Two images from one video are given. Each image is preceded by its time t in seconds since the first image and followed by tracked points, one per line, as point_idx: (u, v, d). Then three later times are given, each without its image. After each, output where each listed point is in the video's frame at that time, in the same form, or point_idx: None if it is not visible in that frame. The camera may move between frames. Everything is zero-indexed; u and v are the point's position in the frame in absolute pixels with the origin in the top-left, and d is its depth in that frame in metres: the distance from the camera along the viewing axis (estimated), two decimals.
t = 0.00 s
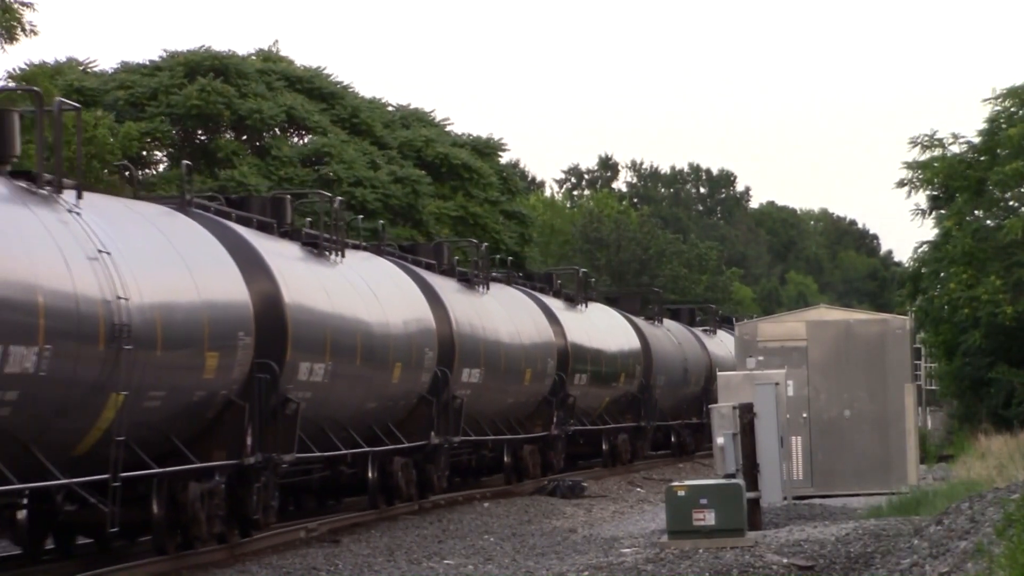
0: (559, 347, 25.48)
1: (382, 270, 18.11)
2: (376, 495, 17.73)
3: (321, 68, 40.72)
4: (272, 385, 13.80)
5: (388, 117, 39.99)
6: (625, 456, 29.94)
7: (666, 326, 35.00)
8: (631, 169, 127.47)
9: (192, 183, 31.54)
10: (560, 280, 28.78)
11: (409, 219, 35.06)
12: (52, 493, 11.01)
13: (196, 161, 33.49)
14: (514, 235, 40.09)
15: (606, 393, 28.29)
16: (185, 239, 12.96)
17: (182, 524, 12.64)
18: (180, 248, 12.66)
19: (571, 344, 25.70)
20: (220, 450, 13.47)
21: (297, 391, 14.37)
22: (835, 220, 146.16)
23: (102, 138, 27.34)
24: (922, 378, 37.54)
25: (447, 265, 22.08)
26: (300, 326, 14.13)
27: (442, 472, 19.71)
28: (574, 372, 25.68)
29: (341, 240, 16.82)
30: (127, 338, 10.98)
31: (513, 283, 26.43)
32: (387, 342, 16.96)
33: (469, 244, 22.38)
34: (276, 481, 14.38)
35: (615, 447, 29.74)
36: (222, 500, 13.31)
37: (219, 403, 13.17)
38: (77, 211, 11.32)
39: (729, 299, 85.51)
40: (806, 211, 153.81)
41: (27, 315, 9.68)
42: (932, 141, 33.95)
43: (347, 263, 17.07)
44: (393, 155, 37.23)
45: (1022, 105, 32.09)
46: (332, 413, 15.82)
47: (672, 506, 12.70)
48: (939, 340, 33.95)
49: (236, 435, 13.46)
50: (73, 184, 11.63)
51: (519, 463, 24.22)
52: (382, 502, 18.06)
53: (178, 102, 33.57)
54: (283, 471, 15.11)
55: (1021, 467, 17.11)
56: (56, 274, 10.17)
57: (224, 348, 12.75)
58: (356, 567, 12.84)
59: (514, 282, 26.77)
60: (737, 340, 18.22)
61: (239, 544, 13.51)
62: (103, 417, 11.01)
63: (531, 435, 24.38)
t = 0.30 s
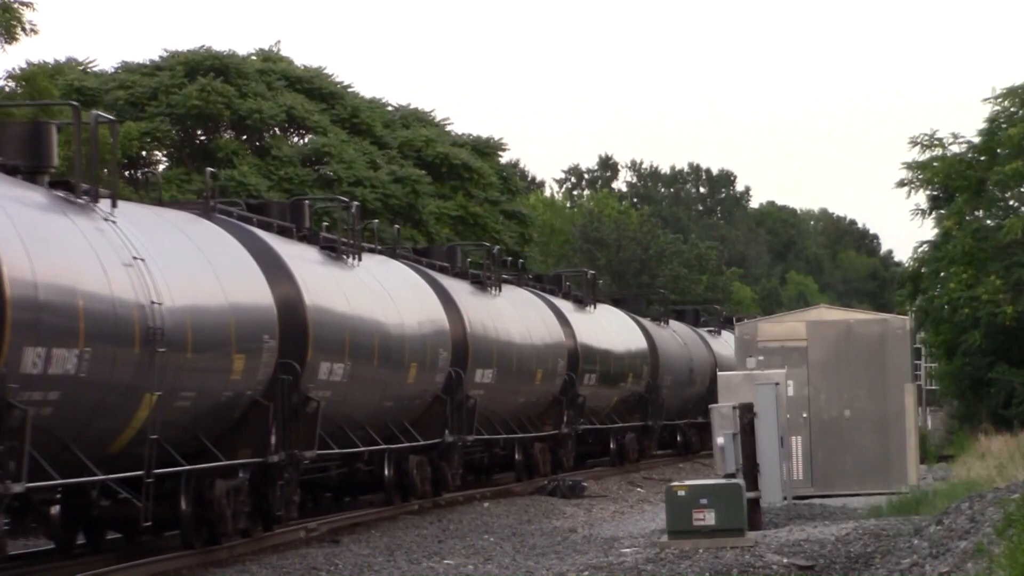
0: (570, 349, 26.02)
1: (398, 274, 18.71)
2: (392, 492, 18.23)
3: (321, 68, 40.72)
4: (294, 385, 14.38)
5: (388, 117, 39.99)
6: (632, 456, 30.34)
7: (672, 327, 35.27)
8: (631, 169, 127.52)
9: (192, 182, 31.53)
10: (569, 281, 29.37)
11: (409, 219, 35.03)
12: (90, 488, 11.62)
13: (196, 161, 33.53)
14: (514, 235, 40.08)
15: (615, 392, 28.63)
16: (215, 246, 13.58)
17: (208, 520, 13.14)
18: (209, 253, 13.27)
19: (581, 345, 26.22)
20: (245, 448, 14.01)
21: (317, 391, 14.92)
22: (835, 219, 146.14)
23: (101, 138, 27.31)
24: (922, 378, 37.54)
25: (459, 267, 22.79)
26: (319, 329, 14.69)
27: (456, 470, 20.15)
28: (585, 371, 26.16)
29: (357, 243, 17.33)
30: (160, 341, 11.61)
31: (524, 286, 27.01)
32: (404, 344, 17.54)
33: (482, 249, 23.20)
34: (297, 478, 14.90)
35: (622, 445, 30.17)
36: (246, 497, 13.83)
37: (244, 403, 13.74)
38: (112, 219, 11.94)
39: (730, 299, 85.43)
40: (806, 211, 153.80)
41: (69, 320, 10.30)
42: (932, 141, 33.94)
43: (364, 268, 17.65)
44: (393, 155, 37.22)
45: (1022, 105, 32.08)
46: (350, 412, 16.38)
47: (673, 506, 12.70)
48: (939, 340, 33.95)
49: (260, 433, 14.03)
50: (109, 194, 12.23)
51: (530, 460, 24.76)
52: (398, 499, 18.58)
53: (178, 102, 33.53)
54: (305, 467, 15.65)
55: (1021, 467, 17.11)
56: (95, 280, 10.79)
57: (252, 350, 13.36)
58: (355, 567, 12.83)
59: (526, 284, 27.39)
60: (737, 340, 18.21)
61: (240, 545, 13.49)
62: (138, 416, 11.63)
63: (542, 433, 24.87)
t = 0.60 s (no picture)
0: (579, 349, 26.68)
1: (412, 276, 19.39)
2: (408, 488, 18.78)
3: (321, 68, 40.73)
4: (315, 385, 15.02)
5: (388, 117, 39.99)
6: (640, 453, 30.88)
7: (677, 328, 35.80)
8: (631, 169, 127.58)
9: (192, 182, 31.52)
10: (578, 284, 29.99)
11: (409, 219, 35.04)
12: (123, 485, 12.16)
13: (196, 162, 33.52)
14: (514, 235, 40.08)
15: (622, 392, 29.16)
16: (239, 251, 14.17)
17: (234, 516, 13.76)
18: (234, 258, 13.85)
19: (590, 346, 26.88)
20: (269, 446, 14.67)
21: (337, 391, 15.56)
22: (835, 220, 146.17)
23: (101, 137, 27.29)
24: (922, 378, 37.58)
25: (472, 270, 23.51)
26: (339, 330, 15.35)
27: (470, 468, 20.76)
28: (593, 373, 26.87)
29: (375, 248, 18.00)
30: (191, 343, 12.15)
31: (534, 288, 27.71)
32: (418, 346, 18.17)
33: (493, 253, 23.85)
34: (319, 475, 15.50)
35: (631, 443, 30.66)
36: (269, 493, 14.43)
37: (268, 403, 14.37)
38: (142, 227, 12.48)
39: (730, 298, 85.39)
40: (806, 211, 153.80)
41: (106, 323, 10.75)
42: (932, 141, 33.94)
43: (380, 271, 18.30)
44: (394, 155, 37.23)
45: (1021, 105, 32.07)
46: (368, 412, 17.02)
47: (673, 506, 12.70)
48: (939, 340, 33.96)
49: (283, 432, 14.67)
50: (139, 202, 12.83)
51: (541, 459, 25.31)
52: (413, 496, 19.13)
53: (177, 102, 33.46)
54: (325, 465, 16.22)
55: (1021, 467, 17.12)
56: (129, 285, 11.28)
57: (274, 351, 13.95)
58: (355, 567, 12.83)
59: (535, 287, 28.00)
60: (737, 340, 18.20)
61: (240, 545, 13.48)
62: (167, 415, 12.15)
63: (552, 432, 25.47)
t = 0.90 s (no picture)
0: (588, 350, 27.42)
1: (426, 279, 20.12)
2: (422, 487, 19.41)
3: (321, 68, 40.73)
4: (335, 385, 15.75)
5: (388, 117, 39.99)
6: (647, 453, 31.58)
7: (683, 329, 36.50)
8: (631, 169, 127.62)
9: (192, 182, 31.51)
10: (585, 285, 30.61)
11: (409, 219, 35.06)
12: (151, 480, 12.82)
13: (195, 162, 33.50)
14: (514, 235, 40.07)
15: (630, 392, 29.69)
16: (263, 256, 14.90)
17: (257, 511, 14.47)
18: (257, 262, 14.57)
19: (598, 346, 27.62)
20: (290, 444, 15.37)
21: (355, 391, 16.28)
22: (835, 220, 146.23)
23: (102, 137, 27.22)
24: (922, 378, 37.59)
25: (484, 273, 24.24)
26: (358, 333, 16.09)
27: (481, 466, 21.58)
28: (601, 373, 27.55)
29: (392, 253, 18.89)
30: (217, 344, 12.87)
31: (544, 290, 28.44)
32: (432, 347, 18.90)
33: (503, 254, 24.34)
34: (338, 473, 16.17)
35: (637, 443, 31.45)
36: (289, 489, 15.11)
37: (289, 401, 15.07)
38: (171, 233, 13.21)
39: (730, 299, 85.34)
40: (806, 211, 153.83)
41: (138, 326, 11.43)
42: (932, 141, 33.93)
43: (396, 274, 19.04)
44: (394, 155, 37.24)
45: (1021, 105, 32.04)
46: (386, 411, 17.73)
47: (673, 506, 12.70)
48: (939, 340, 33.96)
49: (304, 429, 15.37)
50: (168, 210, 13.55)
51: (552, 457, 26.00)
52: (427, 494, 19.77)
53: (177, 102, 33.40)
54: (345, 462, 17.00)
55: (1021, 467, 17.12)
56: (159, 289, 11.98)
57: (296, 352, 14.68)
58: (356, 567, 12.83)
59: (546, 289, 28.61)
60: (737, 340, 18.22)
61: (240, 545, 13.46)
62: (196, 413, 12.87)
63: (563, 431, 26.15)
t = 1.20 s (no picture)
0: (597, 350, 28.13)
1: (439, 282, 20.67)
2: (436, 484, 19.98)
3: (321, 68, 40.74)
4: (354, 386, 16.30)
5: (388, 117, 40.00)
6: (654, 451, 32.46)
7: (688, 329, 37.25)
8: (631, 169, 127.74)
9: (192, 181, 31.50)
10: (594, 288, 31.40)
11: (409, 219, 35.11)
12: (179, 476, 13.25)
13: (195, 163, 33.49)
14: (514, 235, 40.08)
15: (636, 392, 30.50)
16: (285, 260, 15.42)
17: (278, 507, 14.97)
18: (278, 266, 15.05)
19: (606, 347, 28.34)
20: (311, 442, 15.92)
21: (373, 390, 16.86)
22: (835, 219, 146.31)
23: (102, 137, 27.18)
24: (922, 378, 37.60)
25: (496, 275, 24.96)
26: (377, 335, 16.71)
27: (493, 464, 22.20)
28: (610, 373, 28.36)
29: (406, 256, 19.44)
30: (242, 346, 13.34)
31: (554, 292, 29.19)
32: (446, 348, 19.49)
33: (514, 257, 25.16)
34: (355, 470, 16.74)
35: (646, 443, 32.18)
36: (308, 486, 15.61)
37: (310, 400, 15.62)
38: (196, 238, 13.67)
39: (729, 298, 85.29)
40: (806, 211, 153.85)
41: (169, 328, 11.83)
42: (932, 141, 33.94)
43: (412, 277, 19.67)
44: (394, 155, 37.25)
45: (1021, 105, 32.04)
46: (402, 411, 18.34)
47: (672, 506, 12.70)
48: (939, 341, 33.95)
49: (325, 427, 15.94)
50: (194, 217, 14.03)
51: (561, 456, 26.73)
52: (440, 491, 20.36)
53: (178, 102, 33.41)
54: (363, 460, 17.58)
55: (1021, 467, 17.11)
56: (189, 293, 12.42)
57: (316, 353, 15.22)
58: (356, 567, 12.83)
59: (555, 291, 29.38)
60: (737, 340, 18.23)
61: (240, 544, 13.46)
62: (220, 411, 13.32)
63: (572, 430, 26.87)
